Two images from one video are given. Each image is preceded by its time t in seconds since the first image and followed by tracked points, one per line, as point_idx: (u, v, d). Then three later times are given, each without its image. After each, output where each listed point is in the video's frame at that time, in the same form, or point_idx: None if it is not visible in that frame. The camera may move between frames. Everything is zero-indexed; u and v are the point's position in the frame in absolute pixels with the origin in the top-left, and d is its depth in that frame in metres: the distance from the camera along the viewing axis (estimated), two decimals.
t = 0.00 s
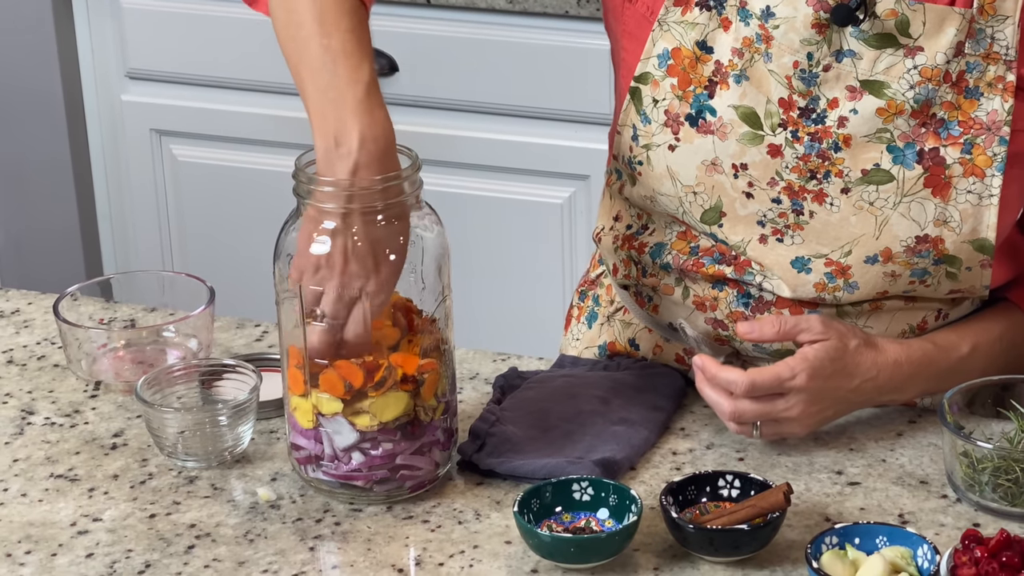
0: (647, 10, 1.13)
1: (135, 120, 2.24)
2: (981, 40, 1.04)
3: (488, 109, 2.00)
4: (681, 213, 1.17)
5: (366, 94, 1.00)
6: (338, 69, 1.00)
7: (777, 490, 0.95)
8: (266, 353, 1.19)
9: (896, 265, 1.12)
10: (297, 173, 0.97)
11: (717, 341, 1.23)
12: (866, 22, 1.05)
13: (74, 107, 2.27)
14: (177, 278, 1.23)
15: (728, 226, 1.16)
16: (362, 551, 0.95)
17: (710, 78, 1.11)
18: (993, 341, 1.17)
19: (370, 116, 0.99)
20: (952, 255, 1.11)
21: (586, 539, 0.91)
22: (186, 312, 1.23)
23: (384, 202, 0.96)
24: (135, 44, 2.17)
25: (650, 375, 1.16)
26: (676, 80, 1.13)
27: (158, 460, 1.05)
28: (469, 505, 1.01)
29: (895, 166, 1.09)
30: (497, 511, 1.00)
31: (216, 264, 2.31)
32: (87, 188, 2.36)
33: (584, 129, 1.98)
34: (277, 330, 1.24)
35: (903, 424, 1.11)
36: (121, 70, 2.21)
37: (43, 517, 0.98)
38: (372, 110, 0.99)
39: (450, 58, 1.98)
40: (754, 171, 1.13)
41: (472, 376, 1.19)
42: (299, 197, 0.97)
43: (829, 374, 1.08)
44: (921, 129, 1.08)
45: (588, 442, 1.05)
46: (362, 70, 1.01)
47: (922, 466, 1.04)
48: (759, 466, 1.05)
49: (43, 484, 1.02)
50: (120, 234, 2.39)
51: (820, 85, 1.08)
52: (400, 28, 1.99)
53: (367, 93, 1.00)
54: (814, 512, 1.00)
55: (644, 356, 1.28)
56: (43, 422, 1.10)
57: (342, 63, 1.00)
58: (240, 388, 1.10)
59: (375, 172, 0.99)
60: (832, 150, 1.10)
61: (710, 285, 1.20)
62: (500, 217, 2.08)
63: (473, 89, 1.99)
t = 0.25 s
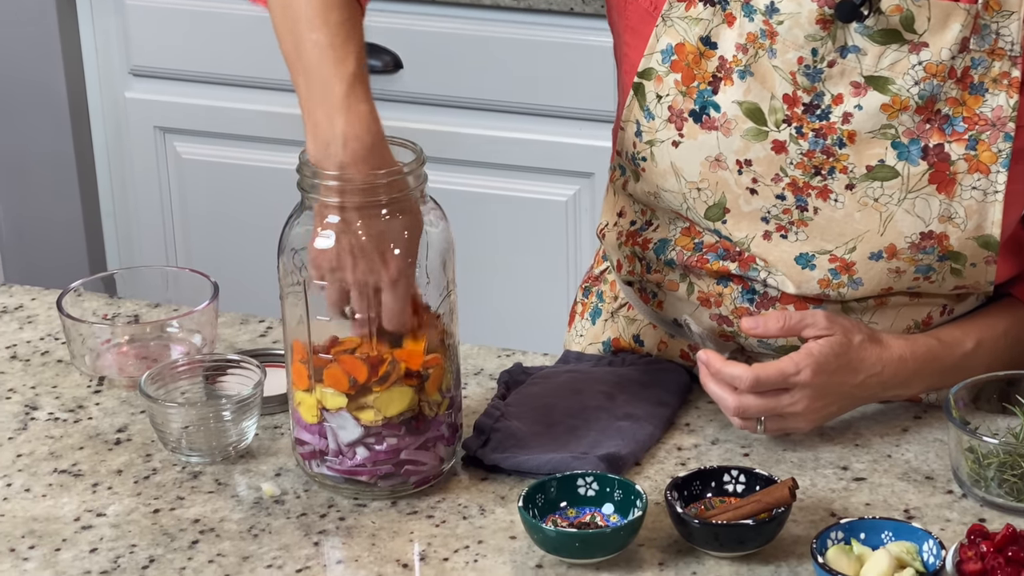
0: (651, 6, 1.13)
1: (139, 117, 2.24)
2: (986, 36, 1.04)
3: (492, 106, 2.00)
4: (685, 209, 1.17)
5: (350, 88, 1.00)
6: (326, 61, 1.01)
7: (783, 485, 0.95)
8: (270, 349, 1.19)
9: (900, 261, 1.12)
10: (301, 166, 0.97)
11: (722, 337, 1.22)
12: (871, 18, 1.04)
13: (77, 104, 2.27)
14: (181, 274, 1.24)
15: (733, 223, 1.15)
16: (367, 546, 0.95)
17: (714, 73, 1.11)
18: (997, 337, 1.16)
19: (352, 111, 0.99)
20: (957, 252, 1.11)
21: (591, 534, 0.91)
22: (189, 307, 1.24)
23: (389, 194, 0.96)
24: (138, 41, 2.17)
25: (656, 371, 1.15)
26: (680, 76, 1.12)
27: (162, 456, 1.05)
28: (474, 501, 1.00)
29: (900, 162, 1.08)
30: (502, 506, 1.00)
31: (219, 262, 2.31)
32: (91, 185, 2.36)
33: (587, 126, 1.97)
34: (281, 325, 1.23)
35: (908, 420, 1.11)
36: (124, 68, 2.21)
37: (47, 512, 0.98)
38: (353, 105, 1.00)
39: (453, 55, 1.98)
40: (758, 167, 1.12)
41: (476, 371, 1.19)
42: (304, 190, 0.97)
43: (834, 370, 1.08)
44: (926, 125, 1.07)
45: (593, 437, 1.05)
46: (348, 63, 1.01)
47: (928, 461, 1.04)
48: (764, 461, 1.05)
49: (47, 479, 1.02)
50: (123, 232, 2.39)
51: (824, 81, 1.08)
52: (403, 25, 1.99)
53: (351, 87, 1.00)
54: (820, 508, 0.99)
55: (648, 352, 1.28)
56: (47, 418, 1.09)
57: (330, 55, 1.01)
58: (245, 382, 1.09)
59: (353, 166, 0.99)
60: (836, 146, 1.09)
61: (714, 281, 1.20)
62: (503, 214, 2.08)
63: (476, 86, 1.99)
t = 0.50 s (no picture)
0: None
1: (143, 113, 2.23)
2: (995, 32, 1.04)
3: (497, 103, 2.00)
4: (691, 203, 1.16)
5: (329, 64, 1.02)
6: (309, 39, 1.03)
7: (790, 478, 0.95)
8: (276, 343, 1.19)
9: (908, 256, 1.11)
10: (306, 159, 0.97)
11: (728, 332, 1.21)
12: (880, 13, 1.04)
13: (81, 101, 2.27)
14: (186, 267, 1.23)
15: (739, 218, 1.15)
16: (373, 539, 0.95)
17: (721, 68, 1.11)
18: (1004, 331, 1.16)
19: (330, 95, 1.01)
20: (965, 248, 1.10)
21: (597, 528, 0.91)
22: (194, 302, 1.23)
23: (393, 188, 0.96)
24: (142, 37, 2.17)
25: (662, 365, 1.15)
26: (687, 70, 1.12)
27: (168, 449, 1.05)
28: (480, 494, 1.00)
29: (908, 158, 1.08)
30: (508, 500, 0.99)
31: (223, 259, 2.31)
32: (95, 181, 2.35)
33: (592, 123, 1.97)
34: (286, 320, 1.23)
35: (915, 414, 1.10)
36: (128, 64, 2.21)
37: (52, 505, 0.98)
38: (328, 79, 1.01)
39: (458, 51, 1.98)
40: (765, 162, 1.12)
41: (482, 365, 1.18)
42: (309, 184, 0.97)
43: (841, 367, 1.07)
44: (934, 121, 1.07)
45: (599, 431, 1.05)
46: (329, 39, 1.03)
47: (935, 455, 1.04)
48: (771, 455, 1.04)
49: (52, 472, 1.01)
50: (127, 228, 2.39)
51: (832, 75, 1.08)
52: (408, 21, 1.98)
53: (330, 62, 1.02)
54: (827, 502, 0.99)
55: (654, 346, 1.27)
56: (52, 412, 1.09)
57: (312, 32, 1.03)
58: (249, 376, 1.09)
59: (330, 141, 0.99)
60: (844, 141, 1.09)
61: (720, 276, 1.18)
62: (508, 210, 2.08)
63: (481, 82, 1.99)
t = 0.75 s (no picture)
0: None
1: (146, 110, 2.23)
2: (1006, 25, 1.03)
3: (501, 100, 2.00)
4: (700, 196, 1.16)
5: (345, 61, 1.02)
6: (326, 34, 1.03)
7: (799, 471, 0.95)
8: (283, 336, 1.19)
9: (917, 250, 1.10)
10: (314, 150, 0.96)
11: (736, 326, 1.21)
12: (890, 6, 1.03)
13: (85, 98, 2.27)
14: (192, 261, 1.24)
15: (748, 211, 1.14)
16: (380, 531, 0.95)
17: (730, 61, 1.10)
18: (1014, 326, 1.15)
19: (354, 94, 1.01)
20: (974, 242, 1.10)
21: (606, 520, 0.90)
22: (200, 295, 1.23)
23: (402, 177, 0.95)
24: (147, 34, 2.17)
25: (669, 358, 1.15)
26: (696, 63, 1.11)
27: (174, 442, 1.05)
28: (488, 487, 1.00)
29: (918, 151, 1.07)
30: (516, 492, 0.99)
31: (227, 256, 2.31)
32: (98, 179, 2.35)
33: (596, 120, 1.97)
34: (293, 313, 1.23)
35: (924, 407, 1.10)
36: (132, 60, 2.21)
37: (59, 497, 0.97)
38: (345, 78, 1.01)
39: (463, 47, 1.98)
40: (775, 155, 1.11)
41: (489, 359, 1.18)
42: (317, 174, 0.97)
43: (850, 361, 1.07)
44: (944, 114, 1.06)
45: (607, 424, 1.05)
46: (346, 35, 1.02)
47: (944, 448, 1.03)
48: (779, 448, 1.04)
49: (59, 464, 1.01)
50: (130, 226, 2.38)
51: (842, 68, 1.07)
52: (413, 18, 1.98)
53: (348, 58, 1.02)
54: (836, 494, 0.99)
55: (663, 339, 1.26)
56: (58, 404, 1.09)
57: (328, 27, 1.03)
58: (258, 369, 1.09)
59: (347, 139, 1.00)
60: (853, 134, 1.08)
61: (729, 269, 1.18)
62: (513, 207, 2.07)
63: (485, 78, 1.99)
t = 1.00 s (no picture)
0: None
1: (151, 106, 2.23)
2: (1019, 17, 1.02)
3: (507, 95, 2.00)
4: (709, 189, 1.14)
5: (349, 52, 1.02)
6: (332, 26, 1.04)
7: (809, 462, 0.94)
8: (290, 328, 1.18)
9: (928, 243, 1.09)
10: (323, 139, 0.96)
11: (746, 317, 1.20)
12: None
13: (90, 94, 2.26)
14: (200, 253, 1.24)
15: (757, 204, 1.13)
16: (389, 523, 0.94)
17: (741, 53, 1.09)
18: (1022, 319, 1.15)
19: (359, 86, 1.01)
20: (985, 235, 1.08)
21: (615, 511, 0.90)
22: (208, 287, 1.23)
23: (411, 168, 0.95)
24: (152, 30, 2.17)
25: (678, 350, 1.14)
26: (706, 55, 1.10)
27: (182, 433, 1.05)
28: (496, 479, 1.00)
29: (929, 144, 1.06)
30: (524, 484, 0.99)
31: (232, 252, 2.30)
32: (103, 173, 2.35)
33: (601, 115, 1.97)
34: (300, 305, 1.23)
35: (934, 399, 1.10)
36: (137, 56, 2.21)
37: (66, 488, 0.97)
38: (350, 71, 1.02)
39: (468, 42, 1.98)
40: (785, 149, 1.10)
41: (496, 351, 1.18)
42: (326, 164, 0.96)
43: (859, 353, 1.07)
44: (956, 107, 1.05)
45: (615, 416, 1.04)
46: (349, 25, 1.03)
47: (954, 441, 1.03)
48: (788, 440, 1.04)
49: (66, 456, 1.01)
50: (135, 222, 2.38)
51: (853, 61, 1.06)
52: (419, 13, 1.98)
53: (351, 49, 1.02)
54: (846, 486, 0.98)
55: (670, 331, 1.26)
56: (66, 396, 1.09)
57: (334, 18, 1.03)
58: (264, 360, 1.09)
59: (352, 133, 1.00)
60: (865, 127, 1.07)
61: (738, 261, 1.17)
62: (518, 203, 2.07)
63: (491, 73, 1.99)
